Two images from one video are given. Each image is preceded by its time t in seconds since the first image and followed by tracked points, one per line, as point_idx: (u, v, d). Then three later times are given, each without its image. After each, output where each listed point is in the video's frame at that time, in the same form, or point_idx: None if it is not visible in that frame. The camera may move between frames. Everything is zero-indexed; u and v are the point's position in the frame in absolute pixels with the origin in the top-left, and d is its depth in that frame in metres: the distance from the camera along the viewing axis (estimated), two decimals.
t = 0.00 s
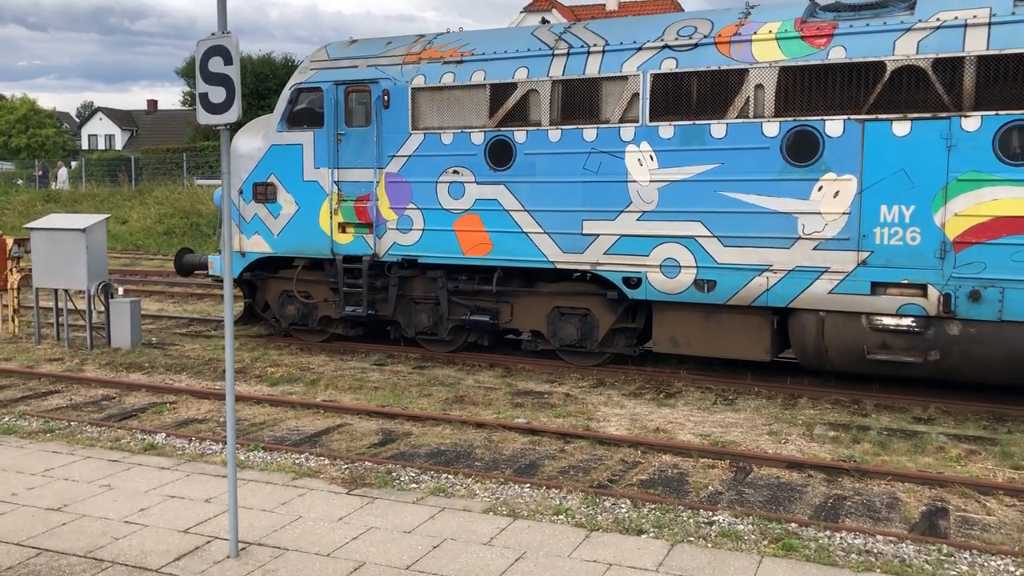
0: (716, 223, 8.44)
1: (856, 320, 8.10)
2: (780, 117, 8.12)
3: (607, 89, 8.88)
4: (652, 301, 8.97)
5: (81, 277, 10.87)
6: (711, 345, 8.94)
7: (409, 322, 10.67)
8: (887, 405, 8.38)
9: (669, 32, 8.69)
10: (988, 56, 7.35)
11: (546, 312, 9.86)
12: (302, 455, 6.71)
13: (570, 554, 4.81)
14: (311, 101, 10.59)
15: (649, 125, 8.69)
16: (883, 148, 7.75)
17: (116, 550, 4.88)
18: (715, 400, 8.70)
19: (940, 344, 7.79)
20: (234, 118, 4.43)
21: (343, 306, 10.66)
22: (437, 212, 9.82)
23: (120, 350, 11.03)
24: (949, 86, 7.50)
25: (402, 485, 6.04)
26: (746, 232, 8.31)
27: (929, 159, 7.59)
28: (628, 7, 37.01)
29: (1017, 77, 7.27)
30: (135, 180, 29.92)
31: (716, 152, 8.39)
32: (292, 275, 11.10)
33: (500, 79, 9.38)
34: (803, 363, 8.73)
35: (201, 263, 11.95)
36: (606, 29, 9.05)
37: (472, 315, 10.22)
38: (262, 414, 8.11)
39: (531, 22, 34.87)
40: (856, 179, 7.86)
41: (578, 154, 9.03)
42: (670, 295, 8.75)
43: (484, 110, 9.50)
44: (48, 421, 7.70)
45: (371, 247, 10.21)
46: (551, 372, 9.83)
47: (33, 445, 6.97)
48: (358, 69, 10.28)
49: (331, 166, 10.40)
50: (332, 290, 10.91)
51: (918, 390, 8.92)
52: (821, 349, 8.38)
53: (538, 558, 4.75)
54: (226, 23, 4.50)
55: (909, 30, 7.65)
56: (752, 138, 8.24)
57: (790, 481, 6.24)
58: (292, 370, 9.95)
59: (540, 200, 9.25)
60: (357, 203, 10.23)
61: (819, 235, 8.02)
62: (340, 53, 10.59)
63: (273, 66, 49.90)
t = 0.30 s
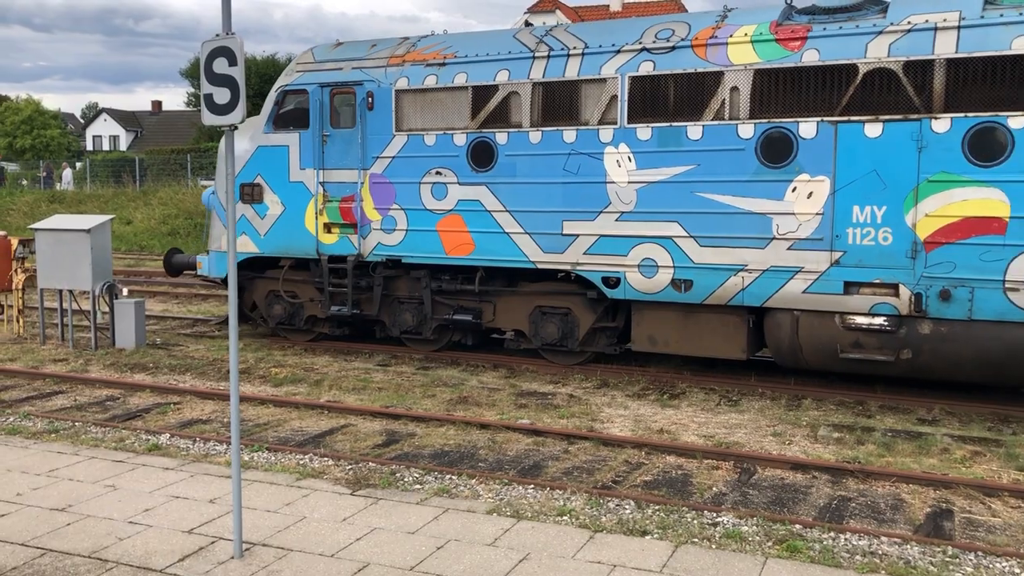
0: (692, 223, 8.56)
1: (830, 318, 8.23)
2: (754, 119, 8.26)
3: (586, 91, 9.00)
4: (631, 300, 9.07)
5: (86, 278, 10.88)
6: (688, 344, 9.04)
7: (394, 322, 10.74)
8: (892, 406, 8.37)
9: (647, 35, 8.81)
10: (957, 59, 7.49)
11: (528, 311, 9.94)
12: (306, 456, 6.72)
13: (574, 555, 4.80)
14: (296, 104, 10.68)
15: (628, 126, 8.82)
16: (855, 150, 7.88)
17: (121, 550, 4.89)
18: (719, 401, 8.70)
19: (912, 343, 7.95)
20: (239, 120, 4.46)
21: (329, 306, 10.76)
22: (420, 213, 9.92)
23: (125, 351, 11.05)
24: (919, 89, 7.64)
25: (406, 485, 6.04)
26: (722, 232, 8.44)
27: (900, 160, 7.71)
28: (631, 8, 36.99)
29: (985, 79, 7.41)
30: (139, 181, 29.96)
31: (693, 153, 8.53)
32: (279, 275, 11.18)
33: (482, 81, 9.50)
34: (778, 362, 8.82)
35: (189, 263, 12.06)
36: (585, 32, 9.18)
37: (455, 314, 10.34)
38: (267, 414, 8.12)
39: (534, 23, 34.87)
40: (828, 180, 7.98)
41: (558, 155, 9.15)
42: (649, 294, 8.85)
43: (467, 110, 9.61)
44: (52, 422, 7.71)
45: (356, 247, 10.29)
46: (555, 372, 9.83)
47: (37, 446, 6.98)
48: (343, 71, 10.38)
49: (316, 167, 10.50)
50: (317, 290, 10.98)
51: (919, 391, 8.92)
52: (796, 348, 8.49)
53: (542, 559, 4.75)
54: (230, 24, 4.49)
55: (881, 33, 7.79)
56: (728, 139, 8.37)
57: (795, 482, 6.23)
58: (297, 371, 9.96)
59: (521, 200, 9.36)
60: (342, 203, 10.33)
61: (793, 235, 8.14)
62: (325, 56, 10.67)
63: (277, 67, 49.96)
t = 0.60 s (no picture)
0: (671, 223, 8.66)
1: (807, 316, 8.33)
2: (731, 120, 8.34)
3: (566, 92, 9.09)
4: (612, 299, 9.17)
5: (92, 278, 10.91)
6: (667, 342, 9.15)
7: (381, 321, 10.84)
8: (898, 406, 8.35)
9: (627, 37, 8.91)
10: (929, 59, 7.58)
11: (512, 310, 10.06)
12: (313, 456, 6.72)
13: (580, 556, 4.80)
14: (284, 106, 10.75)
15: (608, 127, 8.92)
16: (829, 150, 7.97)
17: (127, 551, 4.90)
18: (725, 401, 8.68)
19: (887, 340, 8.04)
20: (245, 121, 4.46)
21: (316, 305, 10.84)
22: (405, 213, 10.01)
23: (131, 352, 11.08)
24: (892, 89, 7.72)
25: (412, 486, 6.04)
26: (700, 232, 8.54)
27: (874, 160, 7.80)
28: (637, 8, 36.97)
29: (957, 80, 7.50)
30: (146, 182, 30.05)
31: (671, 154, 8.62)
32: (267, 275, 11.26)
33: (466, 82, 9.59)
34: (756, 360, 8.92)
35: (182, 263, 12.10)
36: (568, 34, 9.27)
37: (441, 314, 10.41)
38: (273, 415, 8.13)
39: (540, 23, 34.87)
40: (804, 179, 8.07)
41: (540, 156, 9.24)
42: (629, 293, 8.96)
43: (450, 112, 9.70)
44: (59, 423, 7.74)
45: (343, 247, 10.40)
46: (561, 373, 9.83)
47: (45, 446, 7.00)
48: (329, 73, 10.44)
49: (304, 168, 10.56)
50: (305, 290, 11.07)
51: (923, 391, 8.91)
52: (772, 345, 8.59)
53: (547, 559, 4.75)
54: (236, 26, 4.50)
55: (855, 34, 7.88)
56: (706, 140, 8.46)
57: (801, 483, 6.22)
58: (303, 372, 9.97)
59: (504, 201, 9.44)
60: (329, 204, 10.42)
61: (770, 234, 8.23)
62: (312, 58, 10.73)
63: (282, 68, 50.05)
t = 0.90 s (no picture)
0: (651, 222, 8.76)
1: (784, 314, 8.43)
2: (708, 120, 8.45)
3: (548, 93, 9.22)
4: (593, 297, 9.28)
5: (99, 279, 10.94)
6: (648, 339, 9.27)
7: (368, 320, 11.00)
8: (905, 405, 8.32)
9: (607, 39, 9.01)
10: (901, 60, 7.68)
11: (496, 308, 10.16)
12: (319, 456, 6.73)
13: (586, 555, 4.79)
14: (272, 108, 10.87)
15: (588, 128, 9.03)
16: (804, 149, 8.07)
17: (135, 551, 4.91)
18: (732, 400, 8.66)
19: (862, 337, 8.15)
20: (251, 122, 4.45)
21: (304, 304, 10.93)
22: (391, 213, 10.13)
23: (138, 352, 11.10)
24: (865, 89, 7.84)
25: (418, 486, 6.05)
26: (678, 231, 8.64)
27: (848, 159, 7.91)
28: (642, 7, 36.93)
29: (928, 80, 7.60)
30: (153, 184, 30.12)
31: (650, 153, 8.73)
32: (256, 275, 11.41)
33: (449, 84, 9.71)
34: (735, 357, 9.04)
35: (174, 263, 12.14)
36: (549, 36, 9.37)
37: (426, 312, 10.55)
38: (280, 415, 8.15)
39: (546, 22, 34.83)
40: (779, 178, 8.18)
41: (522, 156, 9.35)
42: (609, 291, 9.06)
43: (434, 113, 9.81)
44: (67, 423, 7.76)
45: (330, 247, 10.53)
46: (567, 372, 9.83)
47: (53, 447, 7.03)
48: (316, 75, 10.57)
49: (292, 169, 10.70)
50: (293, 289, 11.21)
51: (929, 389, 8.88)
52: (750, 342, 8.69)
53: (554, 559, 4.75)
54: (242, 27, 4.51)
55: (829, 35, 7.99)
56: (684, 140, 8.57)
57: (808, 482, 6.21)
58: (309, 372, 9.98)
59: (488, 200, 9.56)
60: (317, 205, 10.55)
61: (746, 233, 8.34)
62: (300, 60, 10.88)
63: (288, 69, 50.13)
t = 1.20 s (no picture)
0: (628, 220, 8.82)
1: (757, 310, 8.51)
2: (684, 118, 8.53)
3: (528, 93, 9.27)
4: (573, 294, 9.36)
5: (103, 278, 10.95)
6: (627, 335, 9.35)
7: (353, 317, 11.02)
8: (910, 402, 8.31)
9: (586, 39, 9.07)
10: (872, 59, 7.75)
11: (478, 305, 10.25)
12: (323, 455, 6.73)
13: (590, 553, 4.79)
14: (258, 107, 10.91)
15: (566, 126, 9.08)
16: (777, 147, 8.14)
17: (139, 550, 4.92)
18: (736, 398, 8.65)
19: (834, 333, 8.21)
20: (253, 121, 4.46)
21: (290, 302, 11.03)
22: (374, 211, 10.19)
23: (143, 352, 11.12)
24: (837, 88, 7.90)
25: (422, 484, 6.05)
26: (655, 228, 8.70)
27: (820, 157, 7.97)
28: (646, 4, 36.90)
29: (898, 78, 7.67)
30: (157, 184, 30.16)
31: (626, 152, 8.80)
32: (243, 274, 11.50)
33: (431, 83, 9.76)
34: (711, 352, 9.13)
35: (162, 263, 12.11)
36: (529, 36, 9.44)
37: (410, 309, 10.60)
38: (284, 414, 8.15)
39: (548, 21, 34.79)
40: (753, 176, 8.25)
41: (501, 155, 9.41)
42: (588, 288, 9.14)
43: (416, 112, 9.87)
44: (72, 422, 7.78)
45: (313, 246, 10.57)
46: (572, 370, 9.83)
47: (57, 446, 7.04)
48: (301, 75, 10.60)
49: (276, 168, 10.74)
50: (279, 287, 11.29)
51: (932, 386, 8.87)
52: (726, 337, 8.78)
53: (557, 557, 4.74)
54: (245, 26, 4.51)
55: (802, 34, 8.06)
56: (660, 139, 8.64)
57: (812, 480, 6.20)
58: (313, 371, 9.99)
59: (469, 198, 9.61)
60: (301, 203, 10.60)
61: (721, 230, 8.40)
62: (285, 60, 10.90)
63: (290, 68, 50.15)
